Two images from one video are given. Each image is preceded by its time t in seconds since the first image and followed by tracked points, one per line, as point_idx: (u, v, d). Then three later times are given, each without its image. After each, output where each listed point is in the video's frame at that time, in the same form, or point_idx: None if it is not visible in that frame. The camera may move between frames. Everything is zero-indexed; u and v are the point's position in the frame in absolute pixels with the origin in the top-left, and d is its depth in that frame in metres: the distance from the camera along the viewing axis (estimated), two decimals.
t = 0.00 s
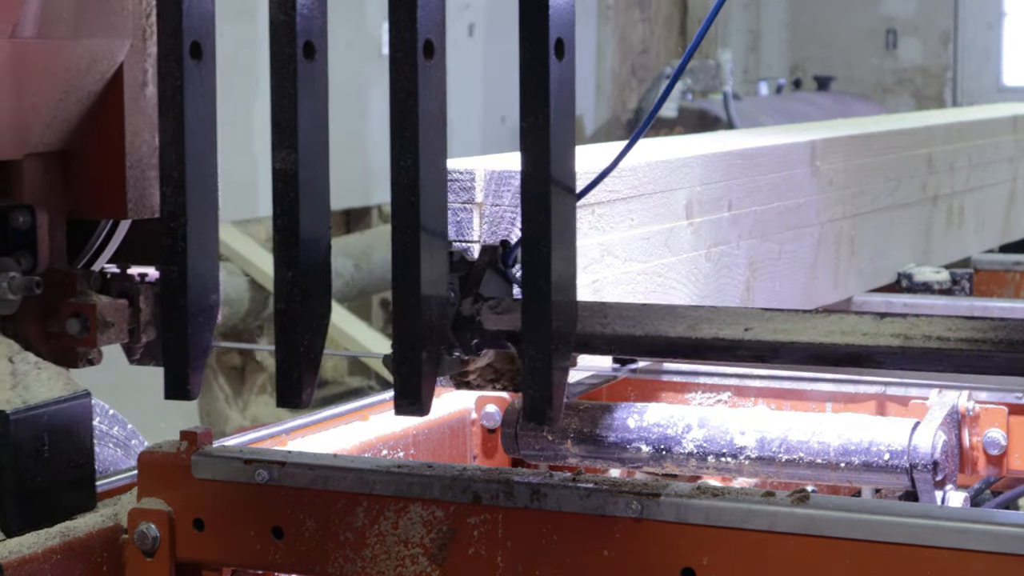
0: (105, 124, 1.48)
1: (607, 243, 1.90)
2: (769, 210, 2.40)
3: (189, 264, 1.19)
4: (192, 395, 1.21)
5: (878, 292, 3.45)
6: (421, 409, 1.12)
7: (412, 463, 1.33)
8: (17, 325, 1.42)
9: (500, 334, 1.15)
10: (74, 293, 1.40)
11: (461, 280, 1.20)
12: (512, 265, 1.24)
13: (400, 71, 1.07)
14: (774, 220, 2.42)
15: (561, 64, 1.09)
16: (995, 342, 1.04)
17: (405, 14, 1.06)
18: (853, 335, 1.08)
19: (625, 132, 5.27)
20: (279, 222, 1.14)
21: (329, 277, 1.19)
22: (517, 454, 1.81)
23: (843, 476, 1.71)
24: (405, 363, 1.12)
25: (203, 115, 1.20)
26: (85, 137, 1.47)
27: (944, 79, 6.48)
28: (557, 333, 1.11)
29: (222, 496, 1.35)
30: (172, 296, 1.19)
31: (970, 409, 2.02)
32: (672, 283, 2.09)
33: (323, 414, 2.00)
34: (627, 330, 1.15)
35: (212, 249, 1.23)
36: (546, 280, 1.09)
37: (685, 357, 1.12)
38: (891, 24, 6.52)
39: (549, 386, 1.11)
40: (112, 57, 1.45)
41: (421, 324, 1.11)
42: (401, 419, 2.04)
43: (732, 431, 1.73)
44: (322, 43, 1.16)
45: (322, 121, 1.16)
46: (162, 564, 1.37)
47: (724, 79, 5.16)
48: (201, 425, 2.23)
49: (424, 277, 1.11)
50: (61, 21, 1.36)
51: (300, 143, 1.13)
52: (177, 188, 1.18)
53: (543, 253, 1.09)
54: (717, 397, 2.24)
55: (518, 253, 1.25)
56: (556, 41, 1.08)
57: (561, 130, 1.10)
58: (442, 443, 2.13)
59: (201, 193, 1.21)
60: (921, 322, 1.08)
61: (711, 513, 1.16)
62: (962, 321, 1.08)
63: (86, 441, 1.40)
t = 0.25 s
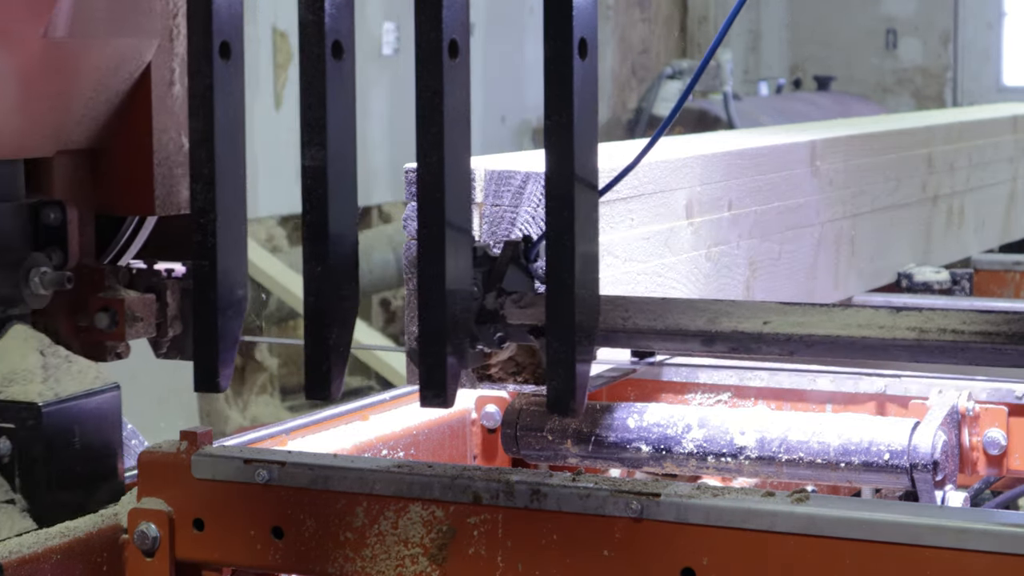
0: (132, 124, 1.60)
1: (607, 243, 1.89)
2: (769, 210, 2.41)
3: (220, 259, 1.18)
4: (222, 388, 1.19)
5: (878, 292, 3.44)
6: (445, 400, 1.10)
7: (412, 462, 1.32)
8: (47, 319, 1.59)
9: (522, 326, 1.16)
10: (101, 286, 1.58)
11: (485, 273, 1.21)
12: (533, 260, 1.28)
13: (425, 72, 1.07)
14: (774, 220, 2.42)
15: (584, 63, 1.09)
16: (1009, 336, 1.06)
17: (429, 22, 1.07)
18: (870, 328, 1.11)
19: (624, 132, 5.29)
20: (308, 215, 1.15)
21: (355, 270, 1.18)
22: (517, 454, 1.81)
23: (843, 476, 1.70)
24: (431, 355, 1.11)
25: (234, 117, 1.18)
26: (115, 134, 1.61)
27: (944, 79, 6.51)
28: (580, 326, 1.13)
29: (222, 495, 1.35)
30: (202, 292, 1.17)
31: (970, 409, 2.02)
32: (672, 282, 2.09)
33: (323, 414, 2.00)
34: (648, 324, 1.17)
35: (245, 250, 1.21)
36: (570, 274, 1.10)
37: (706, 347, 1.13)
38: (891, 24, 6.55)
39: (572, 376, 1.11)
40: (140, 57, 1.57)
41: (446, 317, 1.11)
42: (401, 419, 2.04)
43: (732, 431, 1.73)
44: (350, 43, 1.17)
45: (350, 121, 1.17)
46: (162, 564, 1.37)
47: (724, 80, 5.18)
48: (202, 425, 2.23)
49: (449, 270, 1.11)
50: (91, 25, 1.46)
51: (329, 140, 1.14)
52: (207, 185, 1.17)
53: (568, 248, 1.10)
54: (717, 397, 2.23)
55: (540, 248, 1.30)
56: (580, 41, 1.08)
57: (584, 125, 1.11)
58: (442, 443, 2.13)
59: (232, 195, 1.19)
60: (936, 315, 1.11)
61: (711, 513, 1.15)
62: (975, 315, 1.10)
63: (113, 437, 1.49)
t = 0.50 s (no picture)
0: (161, 123, 1.72)
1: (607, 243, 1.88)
2: (769, 210, 2.40)
3: (248, 254, 1.22)
4: (250, 379, 1.23)
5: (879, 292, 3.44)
6: (472, 391, 1.18)
7: (413, 462, 1.32)
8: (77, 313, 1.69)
9: (545, 321, 1.22)
10: (132, 280, 1.67)
11: (507, 269, 1.28)
12: (555, 255, 1.31)
13: (454, 70, 1.12)
14: (774, 220, 2.42)
15: (608, 62, 1.15)
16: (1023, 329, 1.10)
17: (456, 21, 1.12)
18: (885, 322, 1.15)
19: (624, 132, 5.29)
20: (337, 213, 1.20)
21: (383, 265, 1.24)
22: (517, 454, 1.80)
23: (843, 476, 1.71)
24: (457, 349, 1.18)
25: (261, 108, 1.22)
26: (143, 134, 1.72)
27: (944, 78, 6.51)
28: (602, 320, 1.18)
29: (222, 495, 1.35)
30: (232, 286, 1.22)
31: (970, 409, 2.01)
32: (671, 282, 2.08)
33: (323, 414, 2.00)
34: (667, 317, 1.22)
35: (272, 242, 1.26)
36: (593, 269, 1.16)
37: (723, 340, 1.19)
38: (891, 23, 6.56)
39: (593, 369, 1.18)
40: (168, 57, 1.68)
41: (471, 313, 1.17)
42: (401, 418, 2.05)
43: (732, 431, 1.73)
44: (377, 43, 1.21)
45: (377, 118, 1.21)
46: (162, 564, 1.37)
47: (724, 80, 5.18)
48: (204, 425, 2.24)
49: (475, 268, 1.17)
50: (124, 26, 1.58)
51: (356, 139, 1.18)
52: (237, 181, 1.21)
53: (590, 243, 1.16)
54: (717, 398, 2.23)
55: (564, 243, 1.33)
56: (603, 41, 1.14)
57: (607, 123, 1.16)
58: (442, 443, 2.13)
59: (262, 189, 1.23)
60: (951, 308, 1.15)
61: (711, 513, 1.15)
62: (990, 308, 1.14)
63: (139, 427, 1.70)
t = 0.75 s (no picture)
0: (191, 120, 1.91)
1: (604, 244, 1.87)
2: (768, 210, 2.40)
3: (278, 249, 1.22)
4: (279, 371, 1.24)
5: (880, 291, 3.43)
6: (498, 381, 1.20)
7: (412, 462, 1.32)
8: (109, 308, 1.90)
9: (568, 314, 1.25)
10: (160, 276, 1.89)
11: (533, 264, 1.31)
12: (576, 250, 1.36)
13: (480, 73, 1.15)
14: (773, 220, 2.42)
15: (632, 62, 1.16)
16: None
17: (483, 21, 1.13)
18: (902, 315, 1.20)
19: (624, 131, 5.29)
20: (365, 208, 1.21)
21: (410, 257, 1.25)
22: (517, 454, 1.81)
23: (843, 475, 1.70)
24: (484, 343, 1.20)
25: (290, 108, 1.22)
26: (171, 133, 1.92)
27: (944, 78, 6.52)
28: (626, 314, 1.20)
29: (222, 495, 1.35)
30: (261, 280, 1.22)
31: (970, 409, 2.02)
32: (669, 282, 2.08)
33: (323, 414, 1.99)
34: (689, 311, 1.25)
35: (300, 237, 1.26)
36: (618, 264, 1.17)
37: (743, 334, 1.23)
38: (892, 23, 6.57)
39: (617, 360, 1.19)
40: (197, 56, 1.86)
41: (498, 307, 1.19)
42: (401, 418, 2.05)
43: (732, 431, 1.72)
44: (404, 44, 1.21)
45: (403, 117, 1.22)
46: (162, 564, 1.37)
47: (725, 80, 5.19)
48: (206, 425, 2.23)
49: (502, 264, 1.19)
50: (154, 27, 1.75)
51: (384, 136, 1.19)
52: (267, 179, 1.21)
53: (614, 237, 1.17)
54: (717, 399, 2.22)
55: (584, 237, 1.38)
56: (627, 41, 1.15)
57: (631, 121, 1.17)
58: (441, 443, 2.13)
59: (290, 189, 1.23)
60: (965, 302, 1.20)
61: (711, 513, 1.15)
62: (1005, 302, 1.18)
63: (167, 420, 1.78)
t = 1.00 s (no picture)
0: (221, 119, 1.81)
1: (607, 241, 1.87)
2: (768, 210, 2.40)
3: (311, 245, 1.24)
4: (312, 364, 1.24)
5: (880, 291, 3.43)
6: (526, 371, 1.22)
7: (413, 462, 1.32)
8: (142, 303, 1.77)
9: (593, 308, 1.27)
10: (193, 270, 1.78)
11: (558, 259, 1.34)
12: (602, 245, 1.38)
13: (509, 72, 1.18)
14: (773, 220, 2.42)
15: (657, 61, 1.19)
16: None
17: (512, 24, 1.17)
18: (920, 307, 1.19)
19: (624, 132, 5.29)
20: (397, 204, 1.22)
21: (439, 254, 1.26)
22: (517, 455, 1.81)
23: (843, 476, 1.69)
24: (513, 335, 1.22)
25: (324, 107, 1.23)
26: (203, 128, 1.82)
27: (944, 78, 6.54)
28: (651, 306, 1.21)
29: (222, 495, 1.35)
30: (294, 275, 1.23)
31: (969, 409, 2.02)
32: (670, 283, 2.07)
33: (323, 414, 2.00)
34: (713, 304, 1.26)
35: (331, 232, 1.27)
36: (644, 258, 1.19)
37: (767, 326, 1.23)
38: (891, 23, 6.58)
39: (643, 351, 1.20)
40: (228, 56, 1.76)
41: (527, 299, 1.21)
42: (402, 418, 2.05)
43: (732, 431, 1.72)
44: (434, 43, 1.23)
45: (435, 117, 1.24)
46: (162, 564, 1.37)
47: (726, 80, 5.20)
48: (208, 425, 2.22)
49: (529, 257, 1.22)
50: (186, 27, 1.66)
51: (415, 134, 1.21)
52: (300, 175, 1.22)
53: (639, 232, 1.19)
54: (718, 398, 2.22)
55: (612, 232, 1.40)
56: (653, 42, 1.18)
57: (656, 118, 1.19)
58: (441, 443, 2.13)
59: (321, 186, 1.24)
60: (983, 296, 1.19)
61: (710, 513, 1.15)
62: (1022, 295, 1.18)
63: (200, 412, 1.68)
